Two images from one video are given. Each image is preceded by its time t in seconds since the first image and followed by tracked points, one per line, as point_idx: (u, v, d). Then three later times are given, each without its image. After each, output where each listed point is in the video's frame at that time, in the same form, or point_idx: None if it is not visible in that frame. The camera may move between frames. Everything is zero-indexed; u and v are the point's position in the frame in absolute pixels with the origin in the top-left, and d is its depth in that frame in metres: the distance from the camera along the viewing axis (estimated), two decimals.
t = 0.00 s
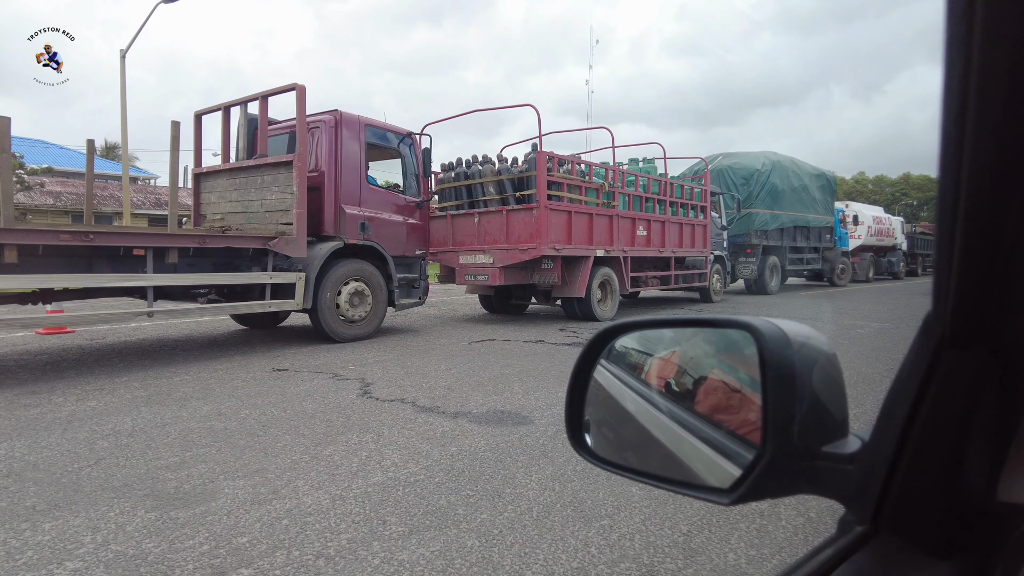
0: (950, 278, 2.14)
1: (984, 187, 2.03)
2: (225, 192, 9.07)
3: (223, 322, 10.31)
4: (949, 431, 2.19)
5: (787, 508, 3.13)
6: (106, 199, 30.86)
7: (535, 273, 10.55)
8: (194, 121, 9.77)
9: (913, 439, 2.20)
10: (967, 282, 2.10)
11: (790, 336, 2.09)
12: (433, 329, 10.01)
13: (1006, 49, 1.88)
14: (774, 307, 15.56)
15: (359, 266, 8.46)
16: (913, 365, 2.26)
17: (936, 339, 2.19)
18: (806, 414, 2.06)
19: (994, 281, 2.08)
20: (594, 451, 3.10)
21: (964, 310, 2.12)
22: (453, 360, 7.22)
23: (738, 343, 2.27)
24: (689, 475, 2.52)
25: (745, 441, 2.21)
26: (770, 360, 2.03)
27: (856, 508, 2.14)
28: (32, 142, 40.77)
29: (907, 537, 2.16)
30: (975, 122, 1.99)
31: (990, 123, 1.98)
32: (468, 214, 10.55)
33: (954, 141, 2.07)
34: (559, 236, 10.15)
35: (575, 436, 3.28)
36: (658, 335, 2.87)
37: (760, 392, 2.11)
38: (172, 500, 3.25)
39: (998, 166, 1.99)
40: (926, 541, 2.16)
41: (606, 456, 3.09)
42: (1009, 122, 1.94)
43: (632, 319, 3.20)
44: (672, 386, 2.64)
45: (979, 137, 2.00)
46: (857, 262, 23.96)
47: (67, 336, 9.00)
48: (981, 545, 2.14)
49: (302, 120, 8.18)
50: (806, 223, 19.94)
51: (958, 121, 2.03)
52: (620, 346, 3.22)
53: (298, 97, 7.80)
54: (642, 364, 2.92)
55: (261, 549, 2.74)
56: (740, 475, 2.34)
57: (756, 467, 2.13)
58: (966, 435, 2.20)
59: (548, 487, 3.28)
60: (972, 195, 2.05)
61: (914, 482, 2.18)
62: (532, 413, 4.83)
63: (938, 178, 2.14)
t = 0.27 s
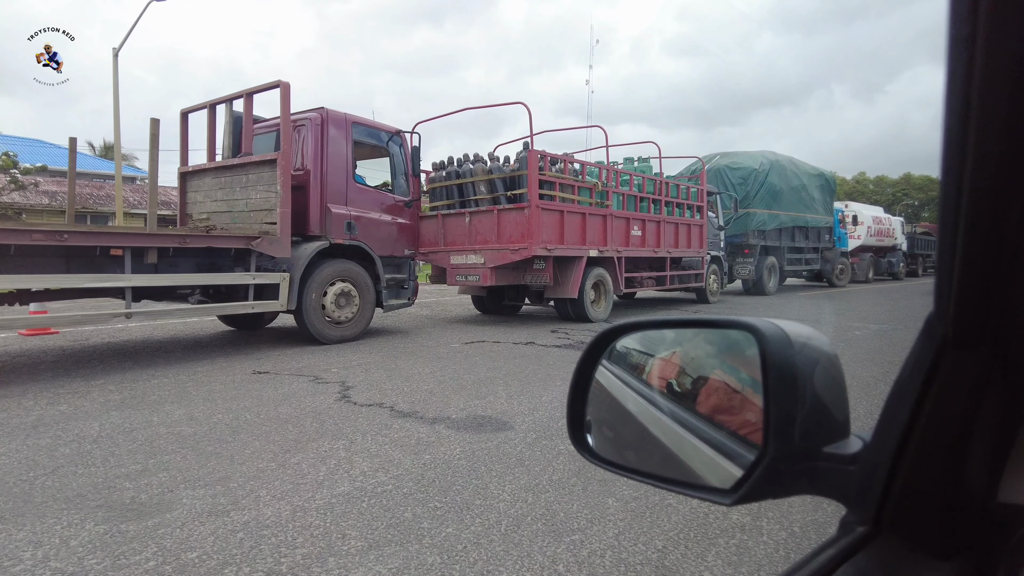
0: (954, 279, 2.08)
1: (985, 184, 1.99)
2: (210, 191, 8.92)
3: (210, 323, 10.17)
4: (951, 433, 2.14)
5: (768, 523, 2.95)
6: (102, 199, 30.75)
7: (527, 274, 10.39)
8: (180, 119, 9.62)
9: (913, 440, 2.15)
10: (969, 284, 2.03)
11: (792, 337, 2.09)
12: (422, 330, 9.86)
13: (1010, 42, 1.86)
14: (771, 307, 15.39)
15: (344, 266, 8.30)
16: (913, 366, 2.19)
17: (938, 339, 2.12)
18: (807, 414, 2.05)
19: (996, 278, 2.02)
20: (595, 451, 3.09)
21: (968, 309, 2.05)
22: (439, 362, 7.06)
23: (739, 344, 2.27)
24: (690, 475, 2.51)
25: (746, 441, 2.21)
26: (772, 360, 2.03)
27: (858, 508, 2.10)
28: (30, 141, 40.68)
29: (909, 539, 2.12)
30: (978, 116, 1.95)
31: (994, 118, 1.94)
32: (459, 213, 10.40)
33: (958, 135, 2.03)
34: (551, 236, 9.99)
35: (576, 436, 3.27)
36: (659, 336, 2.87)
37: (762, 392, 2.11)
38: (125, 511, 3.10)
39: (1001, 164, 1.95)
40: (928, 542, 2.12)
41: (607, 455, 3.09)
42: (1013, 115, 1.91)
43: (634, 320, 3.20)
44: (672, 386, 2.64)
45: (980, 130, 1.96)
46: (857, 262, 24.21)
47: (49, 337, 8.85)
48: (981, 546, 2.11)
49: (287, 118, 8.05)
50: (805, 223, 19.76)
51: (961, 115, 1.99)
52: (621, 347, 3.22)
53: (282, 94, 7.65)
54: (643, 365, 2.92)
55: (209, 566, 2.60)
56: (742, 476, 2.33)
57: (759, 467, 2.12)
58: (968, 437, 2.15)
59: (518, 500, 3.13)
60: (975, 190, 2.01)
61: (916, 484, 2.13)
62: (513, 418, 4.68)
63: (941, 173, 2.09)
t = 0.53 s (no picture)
0: (960, 280, 2.15)
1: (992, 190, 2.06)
2: (194, 190, 8.75)
3: (195, 325, 10.00)
4: (953, 435, 2.20)
5: (747, 540, 2.80)
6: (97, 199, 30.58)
7: (518, 275, 10.20)
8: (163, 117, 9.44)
9: (919, 440, 2.20)
10: (975, 288, 2.11)
11: (796, 339, 2.09)
12: (411, 332, 9.70)
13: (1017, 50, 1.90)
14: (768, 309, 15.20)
15: (330, 267, 8.15)
16: (919, 371, 2.25)
17: (943, 343, 2.19)
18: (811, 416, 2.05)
19: (1001, 281, 2.09)
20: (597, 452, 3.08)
21: (972, 315, 2.13)
22: (423, 365, 6.89)
23: (741, 345, 2.26)
24: (692, 476, 2.50)
25: (749, 442, 2.19)
26: (776, 362, 2.02)
27: (864, 508, 2.14)
28: (26, 141, 40.53)
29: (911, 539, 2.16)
30: (987, 124, 2.01)
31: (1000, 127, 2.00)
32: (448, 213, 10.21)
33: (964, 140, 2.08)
34: (542, 236, 9.81)
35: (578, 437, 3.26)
36: (660, 337, 2.87)
37: (764, 394, 2.10)
38: (67, 526, 2.93)
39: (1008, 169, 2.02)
40: (929, 542, 2.16)
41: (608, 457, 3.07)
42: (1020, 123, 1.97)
43: (636, 322, 3.20)
44: (675, 387, 2.62)
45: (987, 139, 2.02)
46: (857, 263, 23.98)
47: (30, 339, 8.68)
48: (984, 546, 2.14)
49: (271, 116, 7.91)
50: (803, 224, 19.60)
51: (969, 123, 2.05)
52: (624, 349, 3.22)
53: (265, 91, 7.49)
54: (646, 366, 2.92)
55: None
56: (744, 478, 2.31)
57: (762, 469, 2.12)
58: (970, 441, 2.20)
59: (484, 515, 2.96)
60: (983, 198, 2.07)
61: (920, 482, 2.17)
62: (489, 425, 4.51)
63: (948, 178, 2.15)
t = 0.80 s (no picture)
0: (950, 278, 2.03)
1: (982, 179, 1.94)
2: (177, 189, 8.57)
3: (180, 326, 9.84)
4: (950, 431, 2.05)
5: (719, 558, 2.63)
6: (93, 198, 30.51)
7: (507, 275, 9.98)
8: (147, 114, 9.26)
9: (914, 441, 2.06)
10: (968, 280, 1.99)
11: (791, 336, 2.02)
12: (398, 334, 9.52)
13: (1005, 32, 1.80)
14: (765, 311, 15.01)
15: (312, 267, 8.01)
16: (911, 366, 2.11)
17: (935, 337, 2.05)
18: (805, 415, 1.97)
19: (995, 272, 1.98)
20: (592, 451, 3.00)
21: (967, 305, 1.99)
22: (405, 367, 6.72)
23: (737, 343, 2.19)
24: (689, 476, 2.43)
25: (744, 441, 2.12)
26: (770, 360, 1.96)
27: (855, 512, 2.02)
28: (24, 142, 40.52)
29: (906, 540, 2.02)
30: (974, 111, 1.90)
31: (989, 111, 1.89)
32: (437, 213, 10.02)
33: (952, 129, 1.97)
34: (532, 236, 9.61)
35: (572, 435, 3.19)
36: (657, 334, 2.78)
37: (759, 393, 2.03)
38: None
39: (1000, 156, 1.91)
40: (924, 543, 2.03)
41: (605, 456, 3.00)
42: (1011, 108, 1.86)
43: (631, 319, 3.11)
44: (671, 386, 2.55)
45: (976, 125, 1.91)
46: (856, 264, 23.81)
47: (9, 339, 8.52)
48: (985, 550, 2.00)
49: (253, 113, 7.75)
50: (802, 224, 19.41)
51: (957, 108, 1.93)
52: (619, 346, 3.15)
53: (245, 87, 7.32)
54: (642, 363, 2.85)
55: None
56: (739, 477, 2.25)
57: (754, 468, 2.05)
58: (965, 436, 2.07)
59: (443, 530, 2.79)
60: (972, 188, 1.96)
61: (915, 485, 2.04)
62: (463, 432, 4.34)
63: (937, 170, 2.05)
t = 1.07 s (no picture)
0: (952, 279, 2.01)
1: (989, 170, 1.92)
2: (159, 188, 8.40)
3: (165, 327, 9.69)
4: (952, 432, 2.03)
5: None
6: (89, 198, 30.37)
7: (498, 276, 9.76)
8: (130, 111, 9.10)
9: (913, 441, 2.05)
10: (971, 275, 1.97)
11: (791, 337, 1.99)
12: (387, 335, 9.37)
13: (1014, 16, 1.77)
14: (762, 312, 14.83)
15: (296, 267, 7.86)
16: (913, 367, 2.10)
17: (938, 337, 2.04)
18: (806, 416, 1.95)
19: (999, 267, 1.95)
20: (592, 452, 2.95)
21: (970, 304, 1.98)
22: (388, 370, 6.56)
23: (737, 343, 2.17)
24: (689, 478, 2.39)
25: (744, 442, 2.09)
26: (770, 360, 1.93)
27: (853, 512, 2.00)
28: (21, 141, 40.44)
29: (908, 541, 2.00)
30: (980, 100, 1.87)
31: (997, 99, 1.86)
32: (427, 212, 9.84)
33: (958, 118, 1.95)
34: (523, 236, 9.43)
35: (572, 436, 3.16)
36: (657, 335, 2.75)
37: (759, 393, 2.01)
38: None
39: (1005, 144, 1.89)
40: (924, 545, 2.00)
41: (604, 457, 2.95)
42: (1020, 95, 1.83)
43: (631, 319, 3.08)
44: (672, 387, 2.52)
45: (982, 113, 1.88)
46: (855, 265, 23.61)
47: None
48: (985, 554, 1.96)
49: (235, 110, 7.60)
50: (800, 225, 19.22)
51: (961, 110, 1.92)
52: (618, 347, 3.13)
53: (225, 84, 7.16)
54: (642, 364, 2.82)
55: None
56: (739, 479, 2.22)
57: (754, 470, 2.01)
58: (966, 439, 2.04)
59: (401, 547, 2.63)
60: (978, 178, 1.94)
61: (915, 486, 2.02)
62: (438, 439, 4.18)
63: (940, 161, 2.03)
